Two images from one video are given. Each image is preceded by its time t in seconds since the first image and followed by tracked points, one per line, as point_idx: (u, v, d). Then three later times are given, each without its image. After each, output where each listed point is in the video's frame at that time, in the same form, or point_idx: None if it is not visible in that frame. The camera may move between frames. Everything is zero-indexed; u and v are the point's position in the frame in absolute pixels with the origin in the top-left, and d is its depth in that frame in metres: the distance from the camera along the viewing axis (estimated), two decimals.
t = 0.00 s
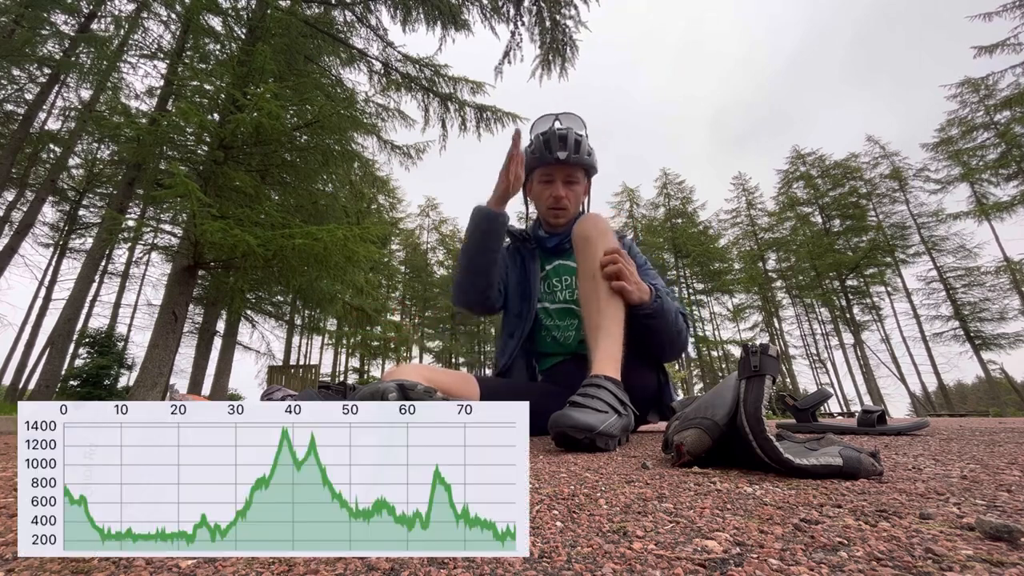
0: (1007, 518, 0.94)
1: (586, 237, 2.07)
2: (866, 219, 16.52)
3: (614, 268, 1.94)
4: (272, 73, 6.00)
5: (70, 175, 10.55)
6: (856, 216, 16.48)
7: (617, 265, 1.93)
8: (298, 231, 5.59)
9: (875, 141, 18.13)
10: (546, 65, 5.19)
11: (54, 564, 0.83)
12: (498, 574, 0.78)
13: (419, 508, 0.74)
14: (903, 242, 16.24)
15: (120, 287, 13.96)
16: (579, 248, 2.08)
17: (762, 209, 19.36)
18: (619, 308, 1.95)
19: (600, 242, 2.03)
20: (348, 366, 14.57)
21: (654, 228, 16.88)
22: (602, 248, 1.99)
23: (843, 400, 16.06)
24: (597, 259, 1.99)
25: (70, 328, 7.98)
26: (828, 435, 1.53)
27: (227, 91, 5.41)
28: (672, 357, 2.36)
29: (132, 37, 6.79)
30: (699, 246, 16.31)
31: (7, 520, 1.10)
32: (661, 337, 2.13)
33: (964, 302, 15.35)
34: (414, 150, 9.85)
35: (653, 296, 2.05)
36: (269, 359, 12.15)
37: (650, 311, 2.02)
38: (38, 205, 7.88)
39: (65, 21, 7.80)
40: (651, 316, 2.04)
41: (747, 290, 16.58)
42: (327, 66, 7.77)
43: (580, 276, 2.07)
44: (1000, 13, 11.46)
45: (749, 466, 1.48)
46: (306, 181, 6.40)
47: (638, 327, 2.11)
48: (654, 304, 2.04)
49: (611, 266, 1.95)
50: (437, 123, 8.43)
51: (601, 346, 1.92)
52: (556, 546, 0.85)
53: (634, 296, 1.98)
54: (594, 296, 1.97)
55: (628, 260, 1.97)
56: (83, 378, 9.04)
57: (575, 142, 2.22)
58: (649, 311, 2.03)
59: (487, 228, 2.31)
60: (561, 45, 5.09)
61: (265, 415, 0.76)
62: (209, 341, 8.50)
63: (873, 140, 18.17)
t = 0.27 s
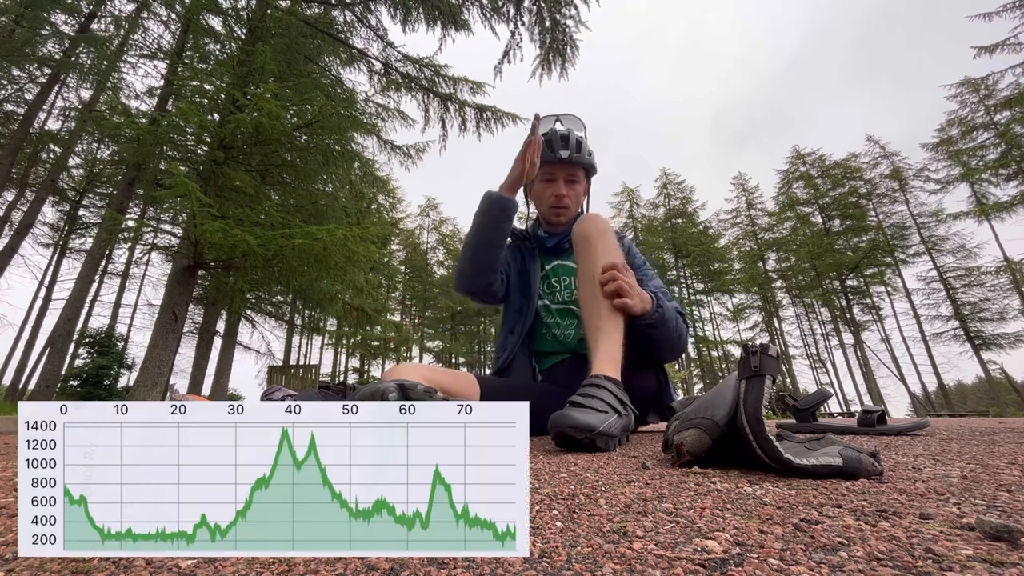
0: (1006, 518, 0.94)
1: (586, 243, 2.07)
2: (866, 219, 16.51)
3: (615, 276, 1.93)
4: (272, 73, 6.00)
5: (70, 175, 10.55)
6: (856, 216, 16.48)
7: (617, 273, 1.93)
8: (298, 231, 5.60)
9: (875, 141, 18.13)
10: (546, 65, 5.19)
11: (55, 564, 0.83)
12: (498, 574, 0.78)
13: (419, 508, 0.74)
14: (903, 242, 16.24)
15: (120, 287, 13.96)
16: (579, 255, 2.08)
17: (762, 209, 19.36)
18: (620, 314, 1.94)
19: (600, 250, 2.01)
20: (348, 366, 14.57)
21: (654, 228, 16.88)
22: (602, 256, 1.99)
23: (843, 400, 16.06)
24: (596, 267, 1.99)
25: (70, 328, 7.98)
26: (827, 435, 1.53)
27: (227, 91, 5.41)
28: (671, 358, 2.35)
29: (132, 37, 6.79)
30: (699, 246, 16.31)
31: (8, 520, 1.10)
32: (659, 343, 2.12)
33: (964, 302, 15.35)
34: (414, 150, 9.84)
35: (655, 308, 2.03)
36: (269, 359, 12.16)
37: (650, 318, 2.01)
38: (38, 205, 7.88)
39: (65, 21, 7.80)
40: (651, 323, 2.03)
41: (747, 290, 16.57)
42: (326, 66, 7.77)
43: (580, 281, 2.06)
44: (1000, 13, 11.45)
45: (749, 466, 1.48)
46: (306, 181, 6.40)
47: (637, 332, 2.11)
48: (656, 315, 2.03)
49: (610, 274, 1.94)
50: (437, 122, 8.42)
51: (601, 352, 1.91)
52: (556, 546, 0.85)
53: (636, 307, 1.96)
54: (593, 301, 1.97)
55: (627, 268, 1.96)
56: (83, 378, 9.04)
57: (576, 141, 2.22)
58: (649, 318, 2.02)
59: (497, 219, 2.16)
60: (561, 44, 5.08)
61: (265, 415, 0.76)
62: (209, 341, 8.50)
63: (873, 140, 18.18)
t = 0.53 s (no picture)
0: (1006, 518, 0.94)
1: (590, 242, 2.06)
2: (866, 219, 16.51)
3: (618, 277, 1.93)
4: (272, 73, 6.00)
5: (70, 175, 10.55)
6: (856, 216, 16.47)
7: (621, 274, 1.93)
8: (298, 231, 5.60)
9: (875, 141, 18.14)
10: (546, 65, 5.19)
11: (55, 564, 0.83)
12: (499, 573, 0.78)
13: (419, 508, 0.74)
14: (903, 242, 16.24)
15: (120, 287, 13.96)
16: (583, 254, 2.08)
17: (762, 209, 19.37)
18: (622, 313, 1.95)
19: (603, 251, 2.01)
20: (348, 366, 14.58)
21: (654, 228, 16.88)
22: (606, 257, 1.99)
23: (843, 400, 16.07)
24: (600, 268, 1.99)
25: (70, 328, 7.98)
26: (828, 435, 1.53)
27: (227, 91, 5.41)
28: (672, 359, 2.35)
29: (132, 37, 6.79)
30: (699, 246, 16.31)
31: (7, 520, 1.10)
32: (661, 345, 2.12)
33: (964, 302, 15.34)
34: (414, 150, 9.83)
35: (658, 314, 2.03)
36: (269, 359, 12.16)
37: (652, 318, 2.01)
38: (38, 205, 7.88)
39: (65, 21, 7.80)
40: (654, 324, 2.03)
41: (747, 290, 16.57)
42: (327, 66, 7.77)
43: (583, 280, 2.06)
44: (1000, 13, 11.44)
45: (749, 466, 1.48)
46: (306, 181, 6.40)
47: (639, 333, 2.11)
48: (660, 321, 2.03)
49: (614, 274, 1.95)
50: (437, 123, 8.41)
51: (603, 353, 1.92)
52: (557, 546, 0.85)
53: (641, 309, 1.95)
54: (596, 301, 1.98)
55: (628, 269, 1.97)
56: (83, 378, 9.04)
57: (577, 141, 2.24)
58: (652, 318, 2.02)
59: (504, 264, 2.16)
60: (562, 44, 5.08)
61: (265, 416, 0.76)
62: (208, 341, 8.50)
63: (873, 140, 18.18)
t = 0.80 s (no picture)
0: (1007, 518, 0.94)
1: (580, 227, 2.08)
2: (866, 219, 16.51)
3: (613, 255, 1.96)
4: (272, 73, 6.00)
5: (70, 175, 10.55)
6: (856, 216, 16.48)
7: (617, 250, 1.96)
8: (298, 231, 5.60)
9: (875, 141, 18.14)
10: (547, 64, 5.19)
11: (55, 564, 0.83)
12: (498, 574, 0.78)
13: (419, 508, 0.74)
14: (903, 242, 16.24)
15: (120, 287, 13.96)
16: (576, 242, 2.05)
17: (762, 209, 19.37)
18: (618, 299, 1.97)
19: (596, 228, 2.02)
20: (348, 366, 14.59)
21: (654, 228, 16.88)
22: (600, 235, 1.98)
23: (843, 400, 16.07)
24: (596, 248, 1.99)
25: (70, 328, 7.98)
26: (828, 435, 1.53)
27: (228, 91, 5.41)
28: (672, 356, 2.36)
29: (132, 37, 6.79)
30: (699, 246, 16.31)
31: (7, 520, 1.10)
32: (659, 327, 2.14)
33: (964, 302, 15.34)
34: (414, 150, 9.83)
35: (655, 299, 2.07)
36: (269, 359, 12.17)
37: (648, 299, 2.04)
38: (38, 205, 7.88)
39: (65, 21, 7.80)
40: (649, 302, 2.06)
41: (747, 290, 16.57)
42: (327, 66, 7.77)
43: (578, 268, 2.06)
44: (1000, 13, 11.44)
45: (749, 466, 1.48)
46: (306, 181, 6.41)
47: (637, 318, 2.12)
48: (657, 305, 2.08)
49: (610, 257, 1.98)
50: (437, 123, 8.41)
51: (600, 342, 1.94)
52: (556, 546, 0.85)
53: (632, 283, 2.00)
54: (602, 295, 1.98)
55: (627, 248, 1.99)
56: (83, 378, 9.04)
57: (576, 140, 2.25)
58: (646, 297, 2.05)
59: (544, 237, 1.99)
60: (562, 44, 5.08)
61: (265, 416, 0.76)
62: (209, 341, 8.50)
63: (873, 140, 18.18)
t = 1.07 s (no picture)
0: (1006, 518, 0.94)
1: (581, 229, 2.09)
2: (866, 219, 16.51)
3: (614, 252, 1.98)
4: (273, 73, 6.00)
5: (70, 175, 10.56)
6: (856, 216, 16.49)
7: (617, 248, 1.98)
8: (298, 231, 5.60)
9: (875, 141, 18.15)
10: (548, 64, 5.19)
11: (54, 564, 0.83)
12: (498, 574, 0.78)
13: (419, 508, 0.74)
14: (903, 242, 16.25)
15: (120, 287, 13.96)
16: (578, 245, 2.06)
17: (762, 209, 19.37)
18: (618, 298, 1.97)
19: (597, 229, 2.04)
20: (348, 366, 14.59)
21: (654, 228, 16.88)
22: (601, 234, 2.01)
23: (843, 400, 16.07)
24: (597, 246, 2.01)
25: (70, 328, 7.98)
26: (828, 435, 1.53)
27: (228, 91, 5.41)
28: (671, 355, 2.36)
29: (132, 37, 6.80)
30: (699, 246, 16.32)
31: (7, 520, 1.09)
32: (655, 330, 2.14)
33: (964, 302, 15.34)
34: (414, 150, 9.82)
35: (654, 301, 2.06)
36: (269, 359, 12.18)
37: (646, 297, 2.04)
38: (38, 205, 7.88)
39: (65, 21, 7.80)
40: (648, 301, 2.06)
41: (747, 290, 16.57)
42: (327, 66, 7.78)
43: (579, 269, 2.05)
44: (1000, 13, 11.44)
45: (749, 466, 1.48)
46: (306, 181, 6.41)
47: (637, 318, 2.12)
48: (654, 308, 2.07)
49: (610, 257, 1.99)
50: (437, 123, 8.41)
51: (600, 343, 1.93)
52: (556, 546, 0.85)
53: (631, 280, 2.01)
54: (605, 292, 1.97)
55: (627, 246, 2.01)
56: (84, 378, 9.05)
57: (580, 138, 2.25)
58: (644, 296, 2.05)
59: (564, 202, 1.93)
60: (563, 44, 5.08)
61: (265, 416, 0.76)
62: (209, 341, 8.50)
63: (873, 140, 18.18)
